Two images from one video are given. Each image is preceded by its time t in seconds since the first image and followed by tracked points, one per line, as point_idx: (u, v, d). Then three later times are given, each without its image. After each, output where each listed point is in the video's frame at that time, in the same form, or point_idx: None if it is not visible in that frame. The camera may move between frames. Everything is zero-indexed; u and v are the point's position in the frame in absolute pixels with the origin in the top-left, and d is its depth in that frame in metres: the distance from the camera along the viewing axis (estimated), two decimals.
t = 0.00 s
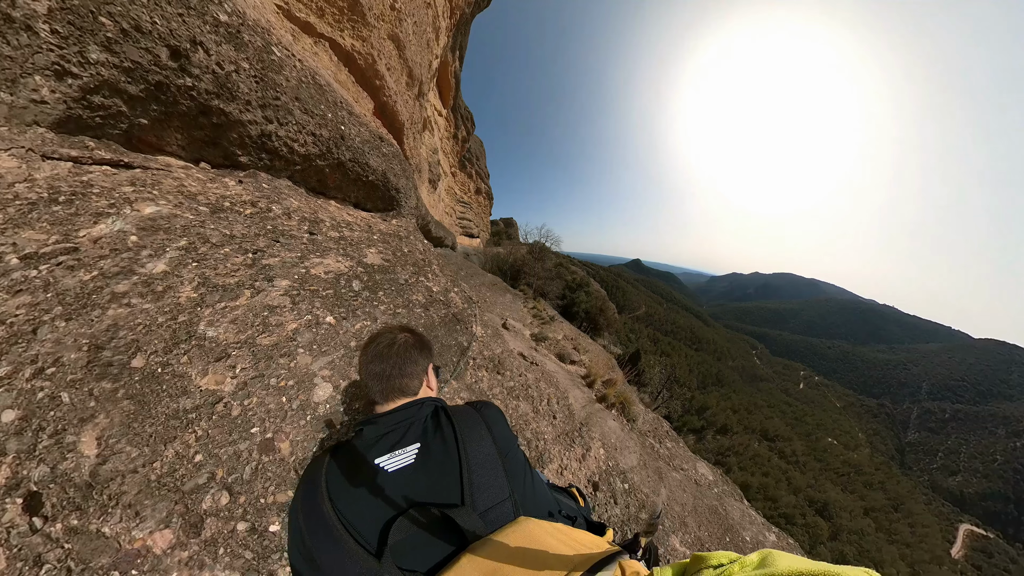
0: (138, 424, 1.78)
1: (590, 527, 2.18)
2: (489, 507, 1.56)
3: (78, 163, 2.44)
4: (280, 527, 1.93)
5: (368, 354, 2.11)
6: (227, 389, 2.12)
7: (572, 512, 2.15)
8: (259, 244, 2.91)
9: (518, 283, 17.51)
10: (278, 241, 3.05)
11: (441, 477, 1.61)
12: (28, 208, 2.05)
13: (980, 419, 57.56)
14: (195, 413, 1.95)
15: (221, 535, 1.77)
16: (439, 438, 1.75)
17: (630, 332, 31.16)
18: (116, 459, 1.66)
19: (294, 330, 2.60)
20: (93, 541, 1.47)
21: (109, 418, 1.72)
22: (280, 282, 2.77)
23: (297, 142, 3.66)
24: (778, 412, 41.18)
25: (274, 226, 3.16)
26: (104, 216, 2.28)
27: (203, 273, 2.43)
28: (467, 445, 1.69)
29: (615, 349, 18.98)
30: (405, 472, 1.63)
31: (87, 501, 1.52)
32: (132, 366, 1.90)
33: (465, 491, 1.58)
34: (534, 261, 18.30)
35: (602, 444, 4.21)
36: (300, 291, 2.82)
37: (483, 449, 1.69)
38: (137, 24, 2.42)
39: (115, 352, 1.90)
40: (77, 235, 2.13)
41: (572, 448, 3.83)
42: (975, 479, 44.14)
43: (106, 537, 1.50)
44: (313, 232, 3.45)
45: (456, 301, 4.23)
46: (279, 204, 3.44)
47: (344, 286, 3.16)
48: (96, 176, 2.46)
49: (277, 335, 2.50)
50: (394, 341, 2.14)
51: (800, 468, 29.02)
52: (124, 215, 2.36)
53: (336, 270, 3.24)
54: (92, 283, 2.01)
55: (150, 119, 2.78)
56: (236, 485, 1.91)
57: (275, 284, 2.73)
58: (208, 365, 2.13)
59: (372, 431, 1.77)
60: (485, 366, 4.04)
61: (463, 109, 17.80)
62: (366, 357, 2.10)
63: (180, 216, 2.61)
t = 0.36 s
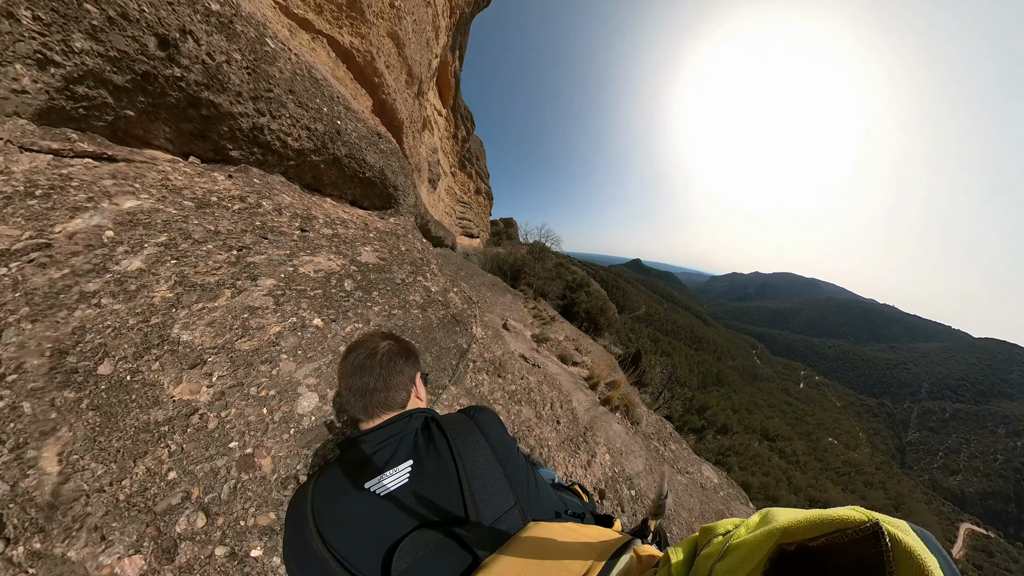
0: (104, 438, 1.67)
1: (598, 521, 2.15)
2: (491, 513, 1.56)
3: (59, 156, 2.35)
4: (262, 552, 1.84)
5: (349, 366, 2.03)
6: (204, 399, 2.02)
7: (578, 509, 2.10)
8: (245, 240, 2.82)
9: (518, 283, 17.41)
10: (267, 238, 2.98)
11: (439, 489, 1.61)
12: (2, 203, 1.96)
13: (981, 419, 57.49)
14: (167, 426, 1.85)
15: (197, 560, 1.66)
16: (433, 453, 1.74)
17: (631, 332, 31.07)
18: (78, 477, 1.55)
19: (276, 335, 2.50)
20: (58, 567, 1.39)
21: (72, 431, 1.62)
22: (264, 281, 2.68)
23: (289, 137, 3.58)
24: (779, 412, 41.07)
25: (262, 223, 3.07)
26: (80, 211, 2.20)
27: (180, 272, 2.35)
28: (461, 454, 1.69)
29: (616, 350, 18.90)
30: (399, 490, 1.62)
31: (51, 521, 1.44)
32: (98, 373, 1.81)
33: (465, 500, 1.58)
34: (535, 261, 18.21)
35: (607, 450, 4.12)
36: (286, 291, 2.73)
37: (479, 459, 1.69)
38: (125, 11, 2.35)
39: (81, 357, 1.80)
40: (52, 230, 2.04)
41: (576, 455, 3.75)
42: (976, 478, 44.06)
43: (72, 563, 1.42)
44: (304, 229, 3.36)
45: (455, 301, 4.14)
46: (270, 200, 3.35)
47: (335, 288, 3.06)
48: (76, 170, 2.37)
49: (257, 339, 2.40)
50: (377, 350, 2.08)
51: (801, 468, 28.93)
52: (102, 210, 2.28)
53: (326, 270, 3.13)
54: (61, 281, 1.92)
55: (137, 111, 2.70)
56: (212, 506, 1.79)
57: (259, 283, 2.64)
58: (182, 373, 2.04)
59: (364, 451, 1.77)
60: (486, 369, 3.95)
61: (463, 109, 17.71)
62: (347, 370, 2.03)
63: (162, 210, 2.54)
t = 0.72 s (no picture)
0: (65, 456, 1.55)
1: (614, 548, 1.98)
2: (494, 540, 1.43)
3: (30, 148, 2.21)
4: None
5: (356, 381, 1.95)
6: (166, 415, 1.87)
7: (592, 536, 1.94)
8: (223, 237, 2.69)
9: (518, 283, 17.29)
10: (247, 235, 2.84)
11: (441, 511, 1.50)
12: None
13: (979, 420, 57.57)
14: (129, 443, 1.71)
15: None
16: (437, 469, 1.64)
17: (630, 332, 30.97)
18: (40, 499, 1.44)
19: (247, 342, 2.33)
20: None
21: (32, 449, 1.50)
22: (238, 282, 2.53)
23: (278, 129, 3.44)
24: (778, 413, 41.00)
25: (243, 218, 2.94)
26: (50, 208, 2.08)
27: (150, 273, 2.21)
28: (466, 474, 1.57)
29: (616, 350, 18.82)
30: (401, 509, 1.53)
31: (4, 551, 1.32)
32: (60, 385, 1.68)
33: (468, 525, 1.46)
34: (535, 260, 18.09)
35: (611, 459, 4.01)
36: (262, 291, 2.59)
37: (485, 478, 1.57)
38: None
39: (41, 369, 1.67)
40: (17, 229, 1.93)
41: (579, 466, 3.63)
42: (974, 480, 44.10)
43: None
44: (289, 225, 3.23)
45: (451, 302, 4.01)
46: (255, 195, 3.21)
47: (317, 291, 2.89)
48: (48, 163, 2.24)
49: (227, 347, 2.23)
50: (384, 364, 1.99)
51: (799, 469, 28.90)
52: (74, 207, 2.16)
53: (309, 269, 2.99)
54: (23, 285, 1.80)
55: (115, 101, 2.59)
56: (181, 531, 1.66)
57: (233, 282, 2.50)
58: (144, 386, 1.88)
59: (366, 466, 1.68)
60: (483, 374, 3.84)
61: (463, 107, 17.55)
62: (354, 384, 1.94)
63: (137, 207, 2.41)
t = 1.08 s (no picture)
0: (39, 464, 1.47)
1: (607, 568, 1.90)
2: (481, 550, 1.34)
3: (14, 145, 2.12)
4: None
5: (348, 380, 1.85)
6: (141, 422, 1.78)
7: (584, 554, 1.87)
8: (207, 235, 2.61)
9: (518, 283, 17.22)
10: (232, 233, 2.76)
11: (428, 516, 1.42)
12: None
13: (979, 421, 57.54)
14: (105, 449, 1.62)
15: None
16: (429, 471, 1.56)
17: (630, 333, 30.88)
18: (10, 508, 1.35)
19: (226, 346, 2.25)
20: None
21: (4, 456, 1.42)
22: (219, 282, 2.45)
23: (270, 125, 3.36)
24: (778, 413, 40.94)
25: (230, 216, 2.86)
26: (31, 206, 2.00)
27: (129, 273, 2.12)
28: (456, 480, 1.48)
29: (616, 351, 18.75)
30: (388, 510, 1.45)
31: None
32: (36, 391, 1.59)
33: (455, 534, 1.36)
34: (535, 261, 18.02)
35: (612, 467, 3.93)
36: (243, 292, 2.50)
37: (478, 484, 1.49)
38: None
39: (16, 372, 1.58)
40: None
41: (579, 476, 3.54)
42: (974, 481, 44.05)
43: None
44: (278, 222, 3.16)
45: (447, 303, 3.94)
46: (243, 192, 3.14)
47: (302, 292, 2.80)
48: (32, 159, 2.16)
49: (204, 351, 2.15)
50: (378, 364, 1.90)
51: (800, 470, 28.82)
52: (56, 204, 2.08)
53: (296, 269, 2.91)
54: None
55: (104, 97, 2.51)
56: (157, 542, 1.59)
57: (214, 282, 2.42)
58: (119, 391, 1.79)
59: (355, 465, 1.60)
60: (479, 378, 3.78)
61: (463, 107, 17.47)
62: (345, 384, 1.84)
63: (122, 205, 2.33)
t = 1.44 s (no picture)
0: (40, 473, 1.45)
1: (606, 545, 1.97)
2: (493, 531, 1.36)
3: (8, 151, 2.12)
4: None
5: (350, 376, 1.83)
6: (142, 430, 1.75)
7: (584, 530, 1.93)
8: (205, 240, 2.58)
9: (518, 283, 17.20)
10: (229, 237, 2.74)
11: (437, 498, 1.42)
12: None
13: (980, 420, 57.48)
14: (105, 458, 1.61)
15: None
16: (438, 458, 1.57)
17: (630, 333, 30.83)
18: (11, 516, 1.34)
19: (224, 352, 2.21)
20: None
21: (4, 466, 1.41)
22: (216, 287, 2.41)
23: (267, 127, 3.35)
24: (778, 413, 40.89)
25: (227, 219, 2.84)
26: (28, 212, 1.99)
27: (127, 279, 2.10)
28: (464, 462, 1.52)
29: (616, 351, 18.74)
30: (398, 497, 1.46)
31: None
32: (34, 400, 1.58)
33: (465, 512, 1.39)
34: (534, 261, 18.00)
35: (613, 469, 3.92)
36: (240, 297, 2.47)
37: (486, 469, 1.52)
38: None
39: (14, 382, 1.58)
40: None
41: (580, 477, 3.54)
42: (976, 479, 44.00)
43: None
44: (275, 225, 3.15)
45: (447, 305, 3.93)
46: (240, 195, 3.12)
47: (300, 296, 2.79)
48: (28, 166, 2.15)
49: (201, 358, 2.11)
50: (379, 358, 1.88)
51: (801, 469, 28.78)
52: (52, 211, 2.07)
53: (294, 272, 2.90)
54: None
55: (100, 101, 2.50)
56: (160, 550, 1.57)
57: (211, 287, 2.39)
58: (119, 400, 1.77)
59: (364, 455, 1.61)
60: (479, 380, 3.77)
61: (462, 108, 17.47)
62: (348, 378, 1.82)
63: (119, 210, 2.32)
